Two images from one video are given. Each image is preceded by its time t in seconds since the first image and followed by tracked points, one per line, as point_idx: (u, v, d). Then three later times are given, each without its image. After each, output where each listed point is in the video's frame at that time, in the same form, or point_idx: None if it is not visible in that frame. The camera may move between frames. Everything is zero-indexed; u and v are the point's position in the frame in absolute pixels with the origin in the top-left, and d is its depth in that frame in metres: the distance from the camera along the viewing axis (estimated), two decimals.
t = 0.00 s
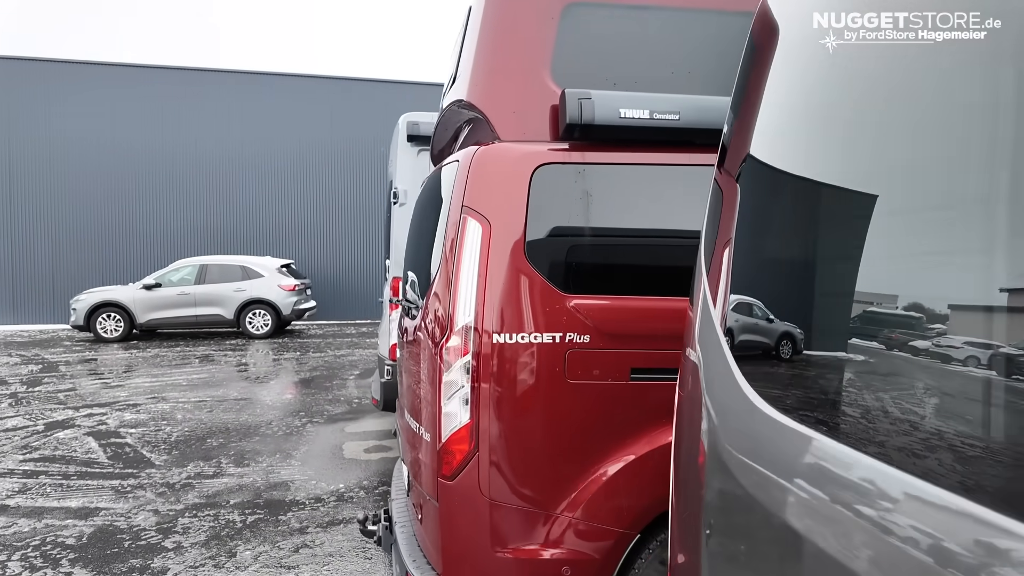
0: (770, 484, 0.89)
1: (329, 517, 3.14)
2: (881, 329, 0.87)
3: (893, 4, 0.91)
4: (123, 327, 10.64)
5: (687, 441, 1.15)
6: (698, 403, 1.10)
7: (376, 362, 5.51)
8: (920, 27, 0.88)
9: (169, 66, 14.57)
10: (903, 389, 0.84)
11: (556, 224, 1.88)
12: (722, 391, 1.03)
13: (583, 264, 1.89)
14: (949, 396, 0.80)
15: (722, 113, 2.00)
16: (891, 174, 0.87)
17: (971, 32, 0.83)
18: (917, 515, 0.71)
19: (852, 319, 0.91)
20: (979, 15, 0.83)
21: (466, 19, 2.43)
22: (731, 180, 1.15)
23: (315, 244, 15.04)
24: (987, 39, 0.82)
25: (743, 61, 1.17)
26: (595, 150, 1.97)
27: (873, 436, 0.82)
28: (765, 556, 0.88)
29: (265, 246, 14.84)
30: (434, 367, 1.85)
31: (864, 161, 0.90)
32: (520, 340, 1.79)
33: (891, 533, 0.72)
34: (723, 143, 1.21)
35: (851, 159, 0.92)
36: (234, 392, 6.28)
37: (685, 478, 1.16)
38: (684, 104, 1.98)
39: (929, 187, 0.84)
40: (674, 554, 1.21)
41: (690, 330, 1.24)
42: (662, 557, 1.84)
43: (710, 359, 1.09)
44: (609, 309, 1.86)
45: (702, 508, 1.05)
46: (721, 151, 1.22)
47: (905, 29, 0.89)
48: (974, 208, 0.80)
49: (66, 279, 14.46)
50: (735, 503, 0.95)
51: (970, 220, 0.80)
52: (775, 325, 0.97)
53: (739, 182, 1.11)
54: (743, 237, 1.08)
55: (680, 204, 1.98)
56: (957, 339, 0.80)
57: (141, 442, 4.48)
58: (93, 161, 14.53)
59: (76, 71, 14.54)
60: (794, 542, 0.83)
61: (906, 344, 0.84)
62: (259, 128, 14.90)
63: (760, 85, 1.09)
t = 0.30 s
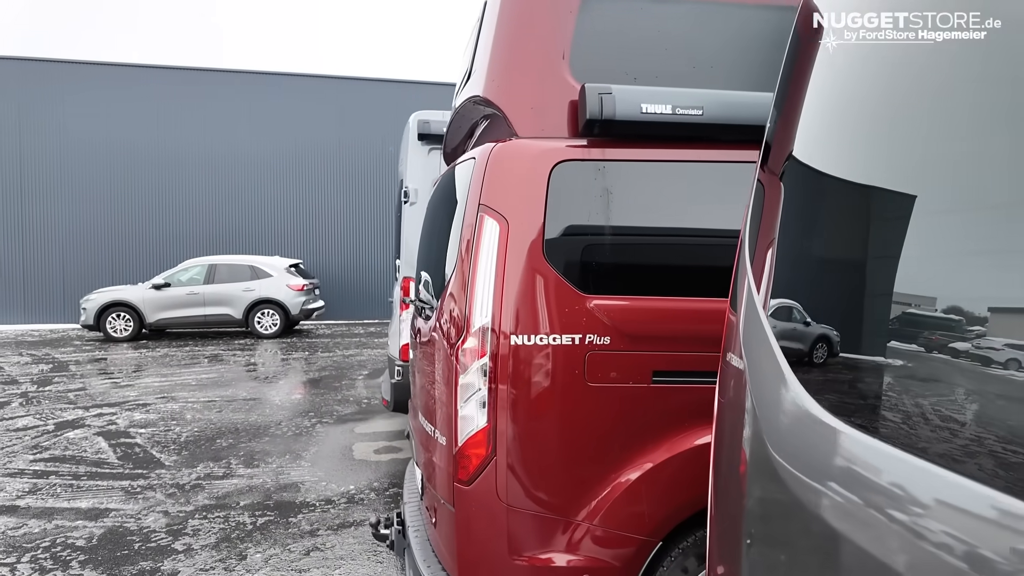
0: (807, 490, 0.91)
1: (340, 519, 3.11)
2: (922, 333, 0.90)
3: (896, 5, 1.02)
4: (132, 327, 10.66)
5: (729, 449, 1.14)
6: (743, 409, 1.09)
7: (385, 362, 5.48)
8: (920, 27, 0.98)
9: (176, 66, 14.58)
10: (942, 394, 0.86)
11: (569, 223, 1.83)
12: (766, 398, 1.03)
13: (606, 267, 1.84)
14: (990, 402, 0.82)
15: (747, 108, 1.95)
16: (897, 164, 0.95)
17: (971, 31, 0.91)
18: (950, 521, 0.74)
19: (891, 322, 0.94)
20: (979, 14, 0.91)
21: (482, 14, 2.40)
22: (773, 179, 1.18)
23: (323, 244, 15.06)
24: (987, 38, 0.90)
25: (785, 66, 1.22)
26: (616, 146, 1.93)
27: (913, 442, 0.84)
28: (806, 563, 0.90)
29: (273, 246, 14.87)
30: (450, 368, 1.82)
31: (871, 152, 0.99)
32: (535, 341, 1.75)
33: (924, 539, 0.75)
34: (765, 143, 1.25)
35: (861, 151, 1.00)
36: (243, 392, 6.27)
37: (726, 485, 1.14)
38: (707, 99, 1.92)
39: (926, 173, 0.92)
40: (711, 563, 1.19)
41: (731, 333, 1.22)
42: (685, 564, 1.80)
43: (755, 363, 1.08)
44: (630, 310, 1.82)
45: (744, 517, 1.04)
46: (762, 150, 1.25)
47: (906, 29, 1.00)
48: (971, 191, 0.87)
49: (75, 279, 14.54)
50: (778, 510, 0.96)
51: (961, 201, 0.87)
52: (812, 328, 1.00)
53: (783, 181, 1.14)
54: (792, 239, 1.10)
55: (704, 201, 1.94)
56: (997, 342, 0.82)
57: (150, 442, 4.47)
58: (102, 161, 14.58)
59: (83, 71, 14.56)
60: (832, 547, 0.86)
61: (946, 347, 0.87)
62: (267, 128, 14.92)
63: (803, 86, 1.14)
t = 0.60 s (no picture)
0: (827, 494, 0.88)
1: (346, 521, 3.09)
2: (947, 334, 0.87)
3: (897, 5, 1.02)
4: (137, 327, 10.68)
5: (753, 454, 1.11)
6: (767, 414, 1.06)
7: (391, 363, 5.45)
8: (920, 27, 0.98)
9: (181, 66, 14.60)
10: (968, 398, 0.83)
11: (579, 223, 1.80)
12: (788, 400, 1.00)
13: (618, 266, 1.81)
14: (1016, 405, 0.80)
15: (760, 107, 1.93)
16: (893, 163, 0.97)
17: (970, 33, 0.91)
18: (970, 525, 0.71)
19: (913, 323, 0.92)
20: (979, 15, 0.90)
21: (490, 12, 2.38)
22: (802, 179, 1.16)
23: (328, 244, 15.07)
24: (987, 39, 0.89)
25: (812, 69, 1.21)
26: (630, 144, 1.90)
27: (938, 445, 0.81)
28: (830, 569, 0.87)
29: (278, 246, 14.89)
30: (460, 371, 1.80)
31: (870, 151, 1.01)
32: (544, 342, 1.72)
33: (945, 542, 0.73)
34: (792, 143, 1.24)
35: (862, 149, 1.02)
36: (248, 392, 6.26)
37: (750, 492, 1.12)
38: (722, 97, 1.91)
39: (923, 171, 0.92)
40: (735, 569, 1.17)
41: (756, 337, 1.20)
42: (698, 570, 1.77)
43: (778, 365, 1.06)
44: (642, 311, 1.79)
45: (768, 522, 1.02)
46: (791, 150, 1.23)
47: (906, 28, 1.00)
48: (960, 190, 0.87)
49: (81, 279, 14.58)
50: (803, 515, 0.93)
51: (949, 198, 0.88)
52: (836, 331, 0.98)
53: (812, 182, 1.12)
54: (820, 242, 1.08)
55: (716, 201, 1.91)
56: None
57: (156, 443, 4.46)
58: (108, 161, 14.63)
59: (88, 71, 14.59)
60: (854, 551, 0.83)
61: (972, 349, 0.84)
62: (271, 128, 14.93)
63: (832, 85, 1.13)
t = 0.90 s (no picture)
0: (834, 497, 0.87)
1: (348, 522, 3.09)
2: (955, 334, 0.87)
3: (897, 5, 1.02)
4: (139, 327, 10.69)
5: (760, 456, 1.10)
6: (775, 416, 1.05)
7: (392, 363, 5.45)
8: (921, 26, 0.98)
9: (183, 66, 14.62)
10: (976, 399, 0.82)
11: (582, 223, 1.79)
12: (796, 402, 0.99)
13: (621, 266, 1.80)
14: None
15: (764, 106, 1.92)
16: (894, 163, 0.97)
17: (971, 32, 0.91)
18: (977, 527, 0.70)
19: (920, 323, 0.91)
20: (979, 15, 0.90)
21: (492, 11, 2.37)
22: (810, 179, 1.15)
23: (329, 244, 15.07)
24: (987, 38, 0.89)
25: (819, 69, 1.20)
26: (634, 143, 1.90)
27: (946, 446, 0.80)
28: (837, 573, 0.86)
29: (280, 246, 14.89)
30: (462, 371, 1.79)
31: (872, 152, 1.01)
32: (546, 343, 1.71)
33: (952, 545, 0.72)
34: (800, 143, 1.23)
35: (864, 150, 1.03)
36: (250, 393, 6.26)
37: (757, 495, 1.10)
38: (726, 96, 1.90)
39: (924, 171, 0.92)
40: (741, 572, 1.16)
41: (763, 338, 1.19)
42: (702, 572, 1.76)
43: (786, 366, 1.05)
44: (645, 311, 1.78)
45: (775, 525, 1.01)
46: (798, 151, 1.23)
47: (906, 29, 1.00)
48: (958, 190, 0.87)
49: (82, 279, 14.59)
50: (811, 517, 0.92)
51: (950, 198, 0.88)
52: (844, 332, 0.98)
53: (819, 182, 1.11)
54: (829, 242, 1.06)
55: (720, 201, 1.90)
56: None
57: (158, 443, 4.47)
58: (109, 161, 14.64)
59: (90, 72, 14.61)
60: (861, 554, 0.82)
61: (980, 349, 0.83)
62: (273, 128, 14.94)
63: (840, 84, 1.12)
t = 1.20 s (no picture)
0: (836, 497, 0.87)
1: (349, 522, 3.09)
2: (959, 333, 0.86)
3: (897, 5, 1.03)
4: (141, 327, 10.69)
5: (764, 457, 1.10)
6: (778, 417, 1.05)
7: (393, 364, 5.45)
8: (920, 27, 0.98)
9: (184, 67, 14.63)
10: (981, 400, 0.82)
11: (583, 223, 1.78)
12: (799, 402, 0.98)
13: (623, 266, 1.80)
14: None
15: (765, 106, 1.91)
16: (898, 162, 0.96)
17: (971, 32, 0.90)
18: (982, 529, 0.70)
19: (924, 323, 0.91)
20: (979, 15, 0.89)
21: (494, 11, 2.36)
22: (813, 178, 1.14)
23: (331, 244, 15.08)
24: (987, 38, 0.88)
25: (823, 68, 1.19)
26: (635, 143, 1.89)
27: (951, 448, 0.79)
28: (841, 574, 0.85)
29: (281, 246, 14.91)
30: (463, 372, 1.78)
31: (876, 150, 1.00)
32: (547, 343, 1.71)
33: (956, 546, 0.71)
34: (804, 142, 1.22)
35: (868, 149, 1.02)
36: (252, 392, 6.27)
37: (760, 496, 1.10)
38: (728, 95, 1.90)
39: (927, 171, 0.92)
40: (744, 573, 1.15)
41: (766, 338, 1.18)
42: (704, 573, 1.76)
43: (789, 366, 1.04)
44: (647, 312, 1.77)
45: (778, 526, 1.00)
46: (802, 150, 1.22)
47: (906, 29, 1.00)
48: (963, 190, 0.87)
49: (84, 279, 14.61)
50: (814, 518, 0.91)
51: (954, 197, 0.88)
52: (847, 333, 0.97)
53: (823, 181, 1.11)
54: (835, 242, 1.06)
55: (721, 201, 1.89)
56: None
57: (159, 443, 4.47)
58: (111, 162, 14.66)
59: (91, 72, 14.62)
60: (864, 555, 0.82)
61: (984, 350, 0.83)
62: (274, 128, 14.95)
63: (844, 83, 1.11)
